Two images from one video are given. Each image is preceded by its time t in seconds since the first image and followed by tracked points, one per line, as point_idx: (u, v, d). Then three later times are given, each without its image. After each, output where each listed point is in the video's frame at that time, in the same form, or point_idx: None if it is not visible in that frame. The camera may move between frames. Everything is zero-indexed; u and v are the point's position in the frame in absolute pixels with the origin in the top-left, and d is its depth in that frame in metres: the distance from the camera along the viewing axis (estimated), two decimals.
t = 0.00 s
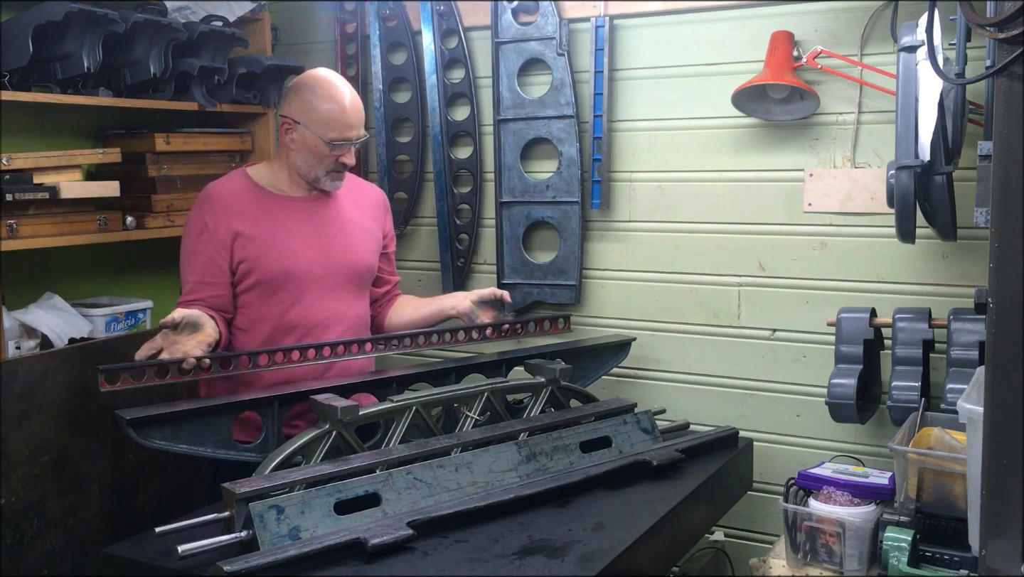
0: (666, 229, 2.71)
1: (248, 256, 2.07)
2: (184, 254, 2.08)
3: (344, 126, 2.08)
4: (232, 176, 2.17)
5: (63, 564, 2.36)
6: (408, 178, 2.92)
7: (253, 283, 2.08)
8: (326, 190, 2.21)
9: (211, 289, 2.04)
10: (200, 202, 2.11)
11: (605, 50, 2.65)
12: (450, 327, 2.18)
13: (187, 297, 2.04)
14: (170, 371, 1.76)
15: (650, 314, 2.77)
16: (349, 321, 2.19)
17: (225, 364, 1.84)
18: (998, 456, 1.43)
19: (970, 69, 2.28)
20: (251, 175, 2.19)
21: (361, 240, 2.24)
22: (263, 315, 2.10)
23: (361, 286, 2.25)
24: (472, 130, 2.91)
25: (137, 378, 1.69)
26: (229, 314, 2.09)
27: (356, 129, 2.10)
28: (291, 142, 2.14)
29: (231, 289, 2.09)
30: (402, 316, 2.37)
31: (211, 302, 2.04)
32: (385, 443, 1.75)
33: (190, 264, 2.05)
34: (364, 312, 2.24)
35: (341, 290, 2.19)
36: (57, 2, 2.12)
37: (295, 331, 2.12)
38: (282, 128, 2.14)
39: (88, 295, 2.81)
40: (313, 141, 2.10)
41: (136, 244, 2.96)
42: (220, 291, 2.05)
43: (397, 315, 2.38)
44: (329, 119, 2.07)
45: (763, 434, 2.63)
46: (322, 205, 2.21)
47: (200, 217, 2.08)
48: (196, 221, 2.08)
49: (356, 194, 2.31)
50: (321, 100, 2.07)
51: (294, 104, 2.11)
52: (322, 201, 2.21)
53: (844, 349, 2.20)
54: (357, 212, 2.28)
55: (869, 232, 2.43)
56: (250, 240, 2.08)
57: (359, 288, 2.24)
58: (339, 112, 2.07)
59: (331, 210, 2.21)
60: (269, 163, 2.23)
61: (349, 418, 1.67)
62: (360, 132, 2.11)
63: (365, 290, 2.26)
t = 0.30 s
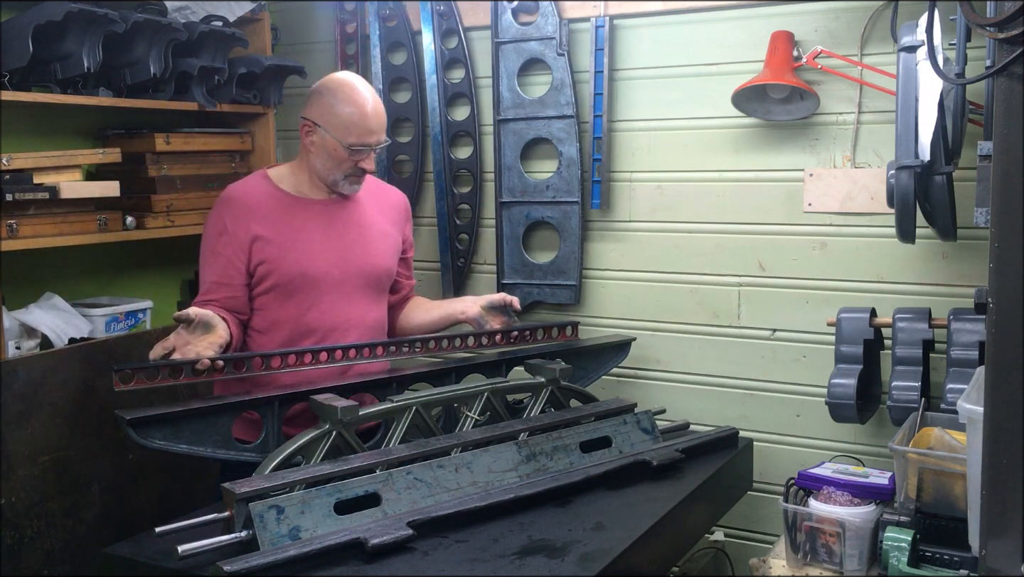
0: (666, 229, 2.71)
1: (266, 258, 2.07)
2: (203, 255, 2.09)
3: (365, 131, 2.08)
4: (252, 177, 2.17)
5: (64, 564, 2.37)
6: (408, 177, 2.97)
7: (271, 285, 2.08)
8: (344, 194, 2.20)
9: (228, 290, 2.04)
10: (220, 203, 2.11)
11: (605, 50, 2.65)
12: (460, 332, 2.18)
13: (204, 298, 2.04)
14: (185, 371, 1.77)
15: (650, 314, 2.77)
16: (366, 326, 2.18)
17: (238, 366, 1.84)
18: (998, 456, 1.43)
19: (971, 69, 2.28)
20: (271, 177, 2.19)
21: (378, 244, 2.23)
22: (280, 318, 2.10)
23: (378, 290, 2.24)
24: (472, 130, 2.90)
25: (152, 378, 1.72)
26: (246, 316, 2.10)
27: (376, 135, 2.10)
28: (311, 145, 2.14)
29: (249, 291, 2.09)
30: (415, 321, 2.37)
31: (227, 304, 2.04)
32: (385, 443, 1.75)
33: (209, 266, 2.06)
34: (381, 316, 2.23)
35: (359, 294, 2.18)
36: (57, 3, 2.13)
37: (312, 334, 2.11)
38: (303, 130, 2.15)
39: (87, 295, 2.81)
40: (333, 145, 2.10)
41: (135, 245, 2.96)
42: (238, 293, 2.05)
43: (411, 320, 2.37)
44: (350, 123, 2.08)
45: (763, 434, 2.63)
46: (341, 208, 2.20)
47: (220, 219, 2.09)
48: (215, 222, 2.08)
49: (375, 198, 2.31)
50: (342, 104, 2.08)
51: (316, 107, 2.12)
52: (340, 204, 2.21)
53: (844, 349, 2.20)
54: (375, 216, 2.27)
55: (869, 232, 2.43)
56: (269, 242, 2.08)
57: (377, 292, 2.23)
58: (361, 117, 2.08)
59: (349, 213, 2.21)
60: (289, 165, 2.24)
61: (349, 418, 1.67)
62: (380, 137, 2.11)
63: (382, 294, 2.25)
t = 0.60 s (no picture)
0: (667, 229, 2.71)
1: (274, 260, 2.07)
2: (211, 253, 2.09)
3: (380, 137, 2.07)
4: (262, 175, 2.16)
5: (64, 564, 2.38)
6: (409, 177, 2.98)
7: (277, 287, 2.09)
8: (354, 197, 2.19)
9: (234, 290, 2.04)
10: (229, 201, 2.10)
11: (605, 50, 2.65)
12: (462, 336, 2.16)
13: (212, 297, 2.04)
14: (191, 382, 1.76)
15: (650, 314, 2.77)
16: (370, 328, 2.18)
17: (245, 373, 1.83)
18: (998, 456, 1.43)
19: (971, 69, 2.28)
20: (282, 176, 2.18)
21: (384, 248, 2.23)
22: (285, 320, 2.10)
23: (384, 294, 2.24)
24: (472, 130, 2.90)
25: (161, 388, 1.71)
26: (252, 316, 2.10)
27: (391, 141, 2.09)
28: (325, 148, 2.13)
29: (256, 291, 2.10)
30: (417, 324, 2.38)
31: (233, 304, 2.04)
32: (386, 443, 1.75)
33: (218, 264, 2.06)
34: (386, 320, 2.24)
35: (365, 297, 2.18)
36: (57, 3, 2.15)
37: (317, 337, 2.11)
38: (318, 132, 2.14)
39: (87, 295, 2.81)
40: (346, 148, 2.09)
41: (135, 245, 2.96)
42: (243, 293, 2.06)
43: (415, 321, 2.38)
44: (366, 128, 2.06)
45: (763, 434, 2.63)
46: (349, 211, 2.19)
47: (229, 218, 2.08)
48: (224, 221, 2.08)
49: (383, 202, 2.30)
50: (360, 108, 2.07)
51: (331, 109, 2.10)
52: (349, 206, 2.19)
53: (844, 349, 2.20)
54: (382, 219, 2.27)
55: (869, 232, 2.43)
56: (276, 244, 2.08)
57: (382, 295, 2.23)
58: (377, 123, 2.06)
59: (357, 215, 2.20)
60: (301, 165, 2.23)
61: (349, 418, 1.67)
62: (394, 143, 2.10)
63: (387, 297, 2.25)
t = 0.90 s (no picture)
0: (666, 229, 2.71)
1: (273, 262, 2.07)
2: (210, 256, 2.09)
3: (377, 139, 2.07)
4: (260, 177, 2.16)
5: (64, 563, 2.39)
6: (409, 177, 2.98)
7: (277, 289, 2.09)
8: (352, 199, 2.19)
9: (233, 293, 2.04)
10: (228, 205, 2.10)
11: (605, 50, 2.65)
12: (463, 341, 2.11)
13: (211, 300, 2.03)
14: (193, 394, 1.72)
15: (650, 314, 2.77)
16: (370, 330, 2.18)
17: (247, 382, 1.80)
18: (998, 457, 1.43)
19: (971, 68, 2.28)
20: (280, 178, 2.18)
21: (383, 250, 2.23)
22: (285, 322, 2.10)
23: (383, 295, 2.24)
24: (472, 130, 2.90)
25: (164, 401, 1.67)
26: (252, 319, 2.10)
27: (388, 143, 2.09)
28: (323, 148, 2.13)
29: (255, 294, 2.10)
30: (416, 325, 2.38)
31: (232, 307, 2.04)
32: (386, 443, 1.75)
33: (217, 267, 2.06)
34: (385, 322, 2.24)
35: (364, 300, 2.18)
36: (57, 2, 2.14)
37: (317, 339, 2.12)
38: (315, 132, 2.14)
39: (88, 295, 2.81)
40: (343, 149, 2.08)
41: (135, 245, 2.96)
42: (243, 296, 2.05)
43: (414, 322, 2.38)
44: (363, 130, 2.06)
45: (763, 433, 2.63)
46: (347, 213, 2.19)
47: (228, 220, 2.08)
48: (223, 225, 2.08)
49: (382, 202, 2.30)
50: (357, 109, 2.07)
51: (329, 109, 2.10)
52: (348, 208, 2.20)
53: (844, 349, 2.20)
54: (381, 220, 2.27)
55: (869, 232, 2.43)
56: (276, 247, 2.08)
57: (381, 296, 2.23)
58: (374, 124, 2.06)
59: (355, 217, 2.20)
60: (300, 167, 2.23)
61: (349, 418, 1.67)
62: (392, 145, 2.09)
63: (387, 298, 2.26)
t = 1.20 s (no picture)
0: (666, 229, 2.71)
1: (270, 263, 2.07)
2: (207, 257, 2.08)
3: (371, 138, 2.07)
4: (256, 179, 2.16)
5: (64, 564, 2.38)
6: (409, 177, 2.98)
7: (274, 290, 2.09)
8: (348, 199, 2.19)
9: (230, 294, 2.04)
10: (225, 206, 2.10)
11: (605, 50, 2.65)
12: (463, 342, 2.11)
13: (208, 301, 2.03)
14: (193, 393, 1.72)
15: (650, 314, 2.77)
16: (367, 331, 2.18)
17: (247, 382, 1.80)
18: (998, 457, 1.43)
19: (971, 68, 2.28)
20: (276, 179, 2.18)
21: (381, 250, 2.23)
22: (282, 323, 2.10)
23: (381, 295, 2.24)
24: (472, 130, 2.90)
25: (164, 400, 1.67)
26: (249, 320, 2.10)
27: (382, 143, 2.09)
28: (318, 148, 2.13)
29: (253, 295, 2.09)
30: (416, 325, 2.38)
31: (230, 307, 2.04)
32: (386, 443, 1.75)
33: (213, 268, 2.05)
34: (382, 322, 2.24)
35: (361, 300, 2.18)
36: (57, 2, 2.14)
37: (314, 339, 2.12)
38: (310, 131, 2.14)
39: (87, 295, 2.81)
40: (338, 149, 2.09)
41: (134, 245, 2.96)
42: (240, 297, 2.05)
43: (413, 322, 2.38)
44: (357, 130, 2.06)
45: (763, 434, 2.63)
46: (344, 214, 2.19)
47: (224, 221, 2.08)
48: (220, 226, 2.08)
49: (379, 203, 2.31)
50: (352, 109, 2.07)
51: (324, 108, 2.10)
52: (345, 208, 2.20)
53: (844, 349, 2.20)
54: (378, 221, 2.27)
55: (869, 232, 2.43)
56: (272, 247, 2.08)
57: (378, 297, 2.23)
58: (369, 124, 2.06)
59: (352, 217, 2.20)
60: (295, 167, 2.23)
61: (349, 418, 1.67)
62: (386, 145, 2.09)
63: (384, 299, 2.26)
